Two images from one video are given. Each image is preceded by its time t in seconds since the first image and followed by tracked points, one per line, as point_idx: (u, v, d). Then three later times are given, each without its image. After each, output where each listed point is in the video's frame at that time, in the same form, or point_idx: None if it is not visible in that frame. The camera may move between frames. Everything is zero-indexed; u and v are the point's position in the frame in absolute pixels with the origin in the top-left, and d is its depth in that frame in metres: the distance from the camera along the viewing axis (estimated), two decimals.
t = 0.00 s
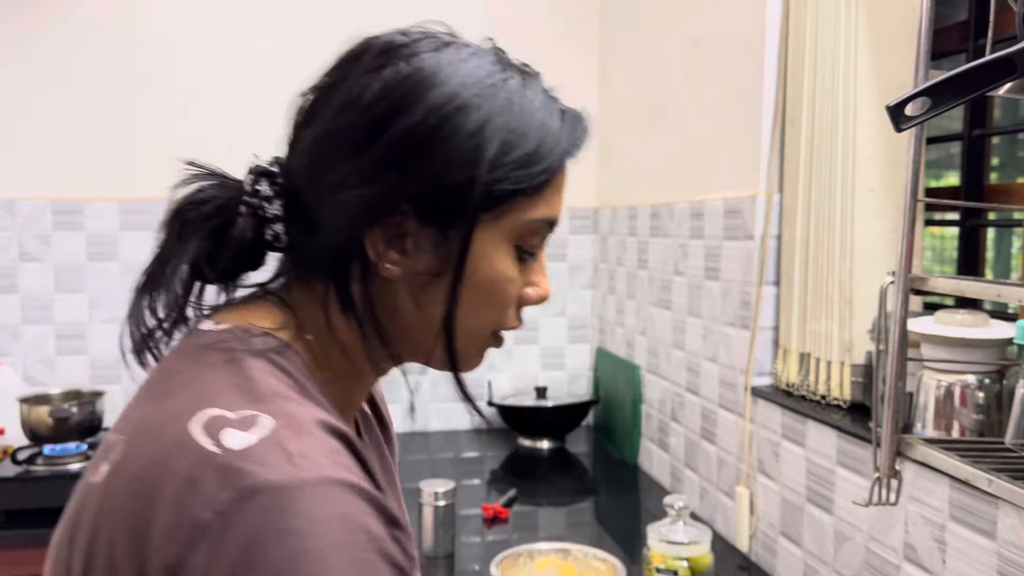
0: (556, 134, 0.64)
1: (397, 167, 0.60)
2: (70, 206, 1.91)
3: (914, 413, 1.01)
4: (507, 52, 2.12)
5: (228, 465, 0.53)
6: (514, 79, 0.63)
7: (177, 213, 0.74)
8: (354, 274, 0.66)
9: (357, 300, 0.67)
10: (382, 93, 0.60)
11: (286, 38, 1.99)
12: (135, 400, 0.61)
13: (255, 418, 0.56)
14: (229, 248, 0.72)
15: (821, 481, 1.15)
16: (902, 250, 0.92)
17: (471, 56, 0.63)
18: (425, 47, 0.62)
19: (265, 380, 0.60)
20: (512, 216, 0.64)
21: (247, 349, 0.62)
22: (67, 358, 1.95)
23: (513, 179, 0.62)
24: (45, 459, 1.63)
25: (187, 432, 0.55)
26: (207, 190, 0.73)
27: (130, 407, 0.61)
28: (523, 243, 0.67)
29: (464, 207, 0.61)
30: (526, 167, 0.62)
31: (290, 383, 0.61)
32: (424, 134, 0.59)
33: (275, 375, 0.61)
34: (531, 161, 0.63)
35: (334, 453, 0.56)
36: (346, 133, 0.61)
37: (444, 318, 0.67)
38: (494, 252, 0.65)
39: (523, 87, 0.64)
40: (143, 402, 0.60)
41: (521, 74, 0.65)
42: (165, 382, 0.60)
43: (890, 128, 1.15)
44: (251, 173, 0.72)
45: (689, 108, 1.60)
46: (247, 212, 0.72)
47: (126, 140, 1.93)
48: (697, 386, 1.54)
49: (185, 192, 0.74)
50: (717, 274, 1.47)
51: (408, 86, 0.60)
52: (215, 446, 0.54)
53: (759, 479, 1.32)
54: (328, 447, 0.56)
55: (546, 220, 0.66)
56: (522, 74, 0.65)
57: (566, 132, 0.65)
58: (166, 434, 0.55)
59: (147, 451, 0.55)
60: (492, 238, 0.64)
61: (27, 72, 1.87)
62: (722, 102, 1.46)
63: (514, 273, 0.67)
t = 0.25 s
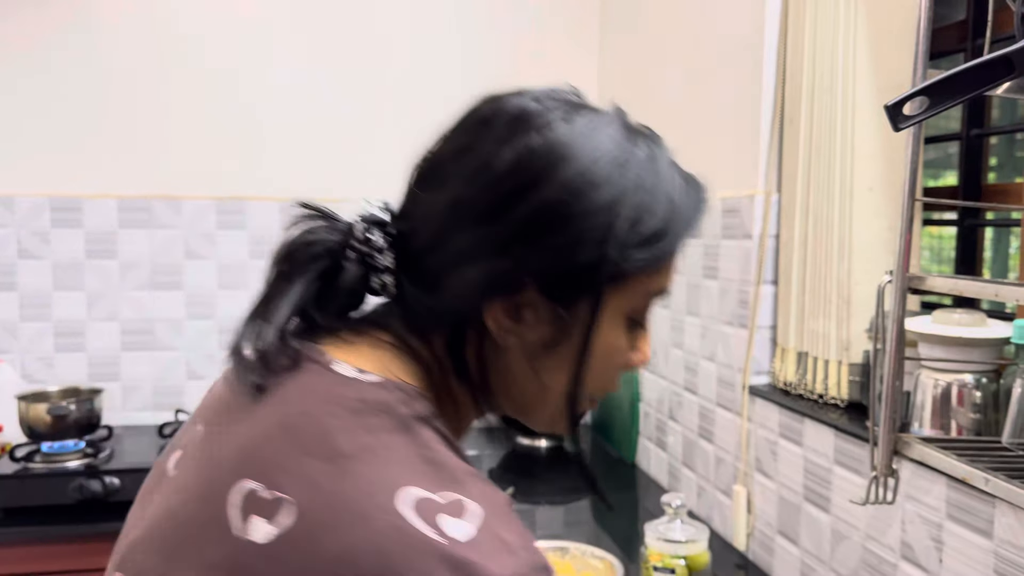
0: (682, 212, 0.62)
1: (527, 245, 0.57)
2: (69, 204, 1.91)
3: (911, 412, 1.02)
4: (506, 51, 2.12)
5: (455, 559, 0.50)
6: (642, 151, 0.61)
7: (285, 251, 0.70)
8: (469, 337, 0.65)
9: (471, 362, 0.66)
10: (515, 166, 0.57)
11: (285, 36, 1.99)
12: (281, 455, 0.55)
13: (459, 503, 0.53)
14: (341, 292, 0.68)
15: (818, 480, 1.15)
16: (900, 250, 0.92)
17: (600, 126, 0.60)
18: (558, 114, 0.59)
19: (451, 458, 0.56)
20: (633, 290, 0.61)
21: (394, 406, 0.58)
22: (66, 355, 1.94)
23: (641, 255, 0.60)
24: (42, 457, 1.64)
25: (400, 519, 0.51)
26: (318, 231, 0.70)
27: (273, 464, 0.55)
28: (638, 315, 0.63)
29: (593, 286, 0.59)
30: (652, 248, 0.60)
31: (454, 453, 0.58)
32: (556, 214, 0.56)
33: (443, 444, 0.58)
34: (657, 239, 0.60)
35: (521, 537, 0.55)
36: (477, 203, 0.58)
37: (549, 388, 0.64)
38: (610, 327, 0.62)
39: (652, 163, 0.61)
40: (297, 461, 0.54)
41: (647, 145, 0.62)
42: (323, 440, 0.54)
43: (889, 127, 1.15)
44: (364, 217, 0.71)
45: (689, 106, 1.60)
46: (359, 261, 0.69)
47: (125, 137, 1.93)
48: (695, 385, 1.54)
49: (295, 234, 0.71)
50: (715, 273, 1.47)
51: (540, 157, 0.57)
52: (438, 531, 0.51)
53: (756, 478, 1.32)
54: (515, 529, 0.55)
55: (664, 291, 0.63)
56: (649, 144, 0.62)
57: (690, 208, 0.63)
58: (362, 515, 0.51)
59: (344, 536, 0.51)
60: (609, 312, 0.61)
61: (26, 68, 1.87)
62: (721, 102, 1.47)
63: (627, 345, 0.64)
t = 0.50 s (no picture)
0: (759, 277, 0.65)
1: (611, 307, 0.61)
2: (66, 201, 1.91)
3: (906, 410, 1.02)
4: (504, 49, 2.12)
5: None
6: (725, 218, 0.63)
7: (363, 281, 0.73)
8: (542, 390, 0.67)
9: (543, 415, 0.68)
10: (605, 232, 0.60)
11: (282, 33, 1.99)
12: (386, 493, 0.57)
13: (561, 543, 0.58)
14: (410, 331, 0.70)
15: (814, 478, 1.15)
16: (895, 248, 0.92)
17: (688, 194, 0.62)
18: (646, 180, 0.62)
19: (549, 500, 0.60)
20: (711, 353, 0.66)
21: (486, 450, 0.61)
22: (62, 353, 1.94)
23: (717, 319, 0.63)
24: (40, 454, 1.65)
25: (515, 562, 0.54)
26: (395, 265, 0.73)
27: (377, 502, 0.57)
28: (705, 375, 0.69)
29: (672, 344, 0.62)
30: (728, 311, 0.63)
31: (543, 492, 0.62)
32: (642, 281, 0.60)
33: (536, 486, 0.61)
34: (734, 303, 0.64)
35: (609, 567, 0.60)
36: (565, 263, 0.61)
37: (619, 438, 0.69)
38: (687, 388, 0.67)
39: (734, 228, 0.64)
40: (405, 500, 0.57)
41: (730, 210, 0.65)
42: (430, 480, 0.57)
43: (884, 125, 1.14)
44: (439, 252, 0.72)
45: (686, 105, 1.60)
46: (432, 300, 0.71)
47: (122, 134, 1.92)
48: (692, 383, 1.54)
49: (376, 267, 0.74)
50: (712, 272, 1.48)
51: (629, 226, 0.60)
52: None
53: (752, 476, 1.32)
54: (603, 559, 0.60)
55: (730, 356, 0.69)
56: (731, 209, 0.65)
57: (764, 272, 0.66)
58: (480, 559, 0.54)
59: None
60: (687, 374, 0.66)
61: (22, 65, 1.87)
62: (718, 100, 1.47)
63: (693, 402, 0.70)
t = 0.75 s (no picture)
0: (753, 266, 0.65)
1: (606, 295, 0.61)
2: (63, 199, 1.90)
3: (902, 409, 1.02)
4: (502, 49, 2.11)
5: None
6: (719, 208, 0.64)
7: (357, 275, 0.73)
8: (539, 378, 0.68)
9: (539, 406, 0.69)
10: (600, 220, 0.60)
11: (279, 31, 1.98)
12: (381, 486, 0.57)
13: (557, 536, 0.57)
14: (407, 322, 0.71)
15: (810, 477, 1.15)
16: (891, 247, 0.92)
17: (682, 184, 0.63)
18: (640, 170, 0.62)
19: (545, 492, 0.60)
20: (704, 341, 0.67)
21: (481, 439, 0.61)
22: (59, 351, 1.94)
23: (712, 308, 0.63)
24: (35, 453, 1.61)
25: (509, 553, 0.54)
26: (390, 258, 0.73)
27: (372, 494, 0.57)
28: (699, 364, 0.70)
29: (667, 332, 0.63)
30: (723, 300, 0.64)
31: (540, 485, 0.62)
32: (637, 269, 0.60)
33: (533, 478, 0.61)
34: (728, 293, 0.64)
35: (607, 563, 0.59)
36: (560, 252, 0.61)
37: (615, 427, 0.70)
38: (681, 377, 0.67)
39: (727, 218, 0.64)
40: (399, 492, 0.56)
41: (723, 201, 0.65)
42: (424, 470, 0.57)
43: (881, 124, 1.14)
44: (433, 246, 0.72)
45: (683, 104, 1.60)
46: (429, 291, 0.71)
47: (119, 132, 1.92)
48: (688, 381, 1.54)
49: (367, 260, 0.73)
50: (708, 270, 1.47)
51: (624, 214, 0.60)
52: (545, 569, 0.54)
53: (748, 475, 1.32)
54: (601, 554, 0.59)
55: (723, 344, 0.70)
56: (725, 199, 0.66)
57: (758, 262, 0.67)
58: (474, 549, 0.54)
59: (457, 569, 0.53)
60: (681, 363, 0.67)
61: (20, 62, 1.86)
62: (715, 99, 1.46)
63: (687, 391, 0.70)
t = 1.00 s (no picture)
0: (722, 237, 0.64)
1: (568, 267, 0.60)
2: (59, 197, 1.90)
3: (899, 408, 1.02)
4: (499, 47, 2.11)
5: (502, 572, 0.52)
6: (688, 176, 0.63)
7: (325, 259, 0.74)
8: (505, 353, 0.67)
9: (507, 382, 0.69)
10: (561, 189, 0.59)
11: (276, 29, 1.98)
12: (329, 467, 0.57)
13: (506, 518, 0.56)
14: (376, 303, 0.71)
15: (807, 476, 1.15)
16: (888, 246, 0.91)
17: (649, 152, 0.62)
18: (605, 139, 0.61)
19: (496, 470, 0.59)
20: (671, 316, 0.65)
21: (433, 413, 0.61)
22: (55, 349, 1.93)
23: (680, 280, 0.62)
24: (31, 450, 1.63)
25: (451, 532, 0.53)
26: (357, 240, 0.74)
27: (320, 474, 0.57)
28: (672, 338, 0.68)
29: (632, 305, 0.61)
30: (691, 270, 0.62)
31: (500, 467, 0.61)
32: (598, 239, 0.59)
33: (490, 459, 0.60)
34: (697, 263, 0.63)
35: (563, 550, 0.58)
36: (520, 224, 0.61)
37: (584, 403, 0.69)
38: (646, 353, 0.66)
39: (696, 187, 0.63)
40: (344, 472, 0.56)
41: (692, 169, 0.64)
42: (368, 449, 0.57)
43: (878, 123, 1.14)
44: (400, 225, 0.73)
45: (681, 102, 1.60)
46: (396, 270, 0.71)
47: (115, 130, 1.91)
48: (685, 381, 1.53)
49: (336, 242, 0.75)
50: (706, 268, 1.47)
51: (589, 183, 0.59)
52: (486, 549, 0.53)
53: (745, 474, 1.32)
54: (554, 539, 0.57)
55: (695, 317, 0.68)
56: (694, 168, 0.64)
57: (729, 233, 0.65)
58: (410, 527, 0.53)
59: (393, 547, 0.52)
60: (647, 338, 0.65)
61: (17, 60, 1.86)
62: (713, 97, 1.46)
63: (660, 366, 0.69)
